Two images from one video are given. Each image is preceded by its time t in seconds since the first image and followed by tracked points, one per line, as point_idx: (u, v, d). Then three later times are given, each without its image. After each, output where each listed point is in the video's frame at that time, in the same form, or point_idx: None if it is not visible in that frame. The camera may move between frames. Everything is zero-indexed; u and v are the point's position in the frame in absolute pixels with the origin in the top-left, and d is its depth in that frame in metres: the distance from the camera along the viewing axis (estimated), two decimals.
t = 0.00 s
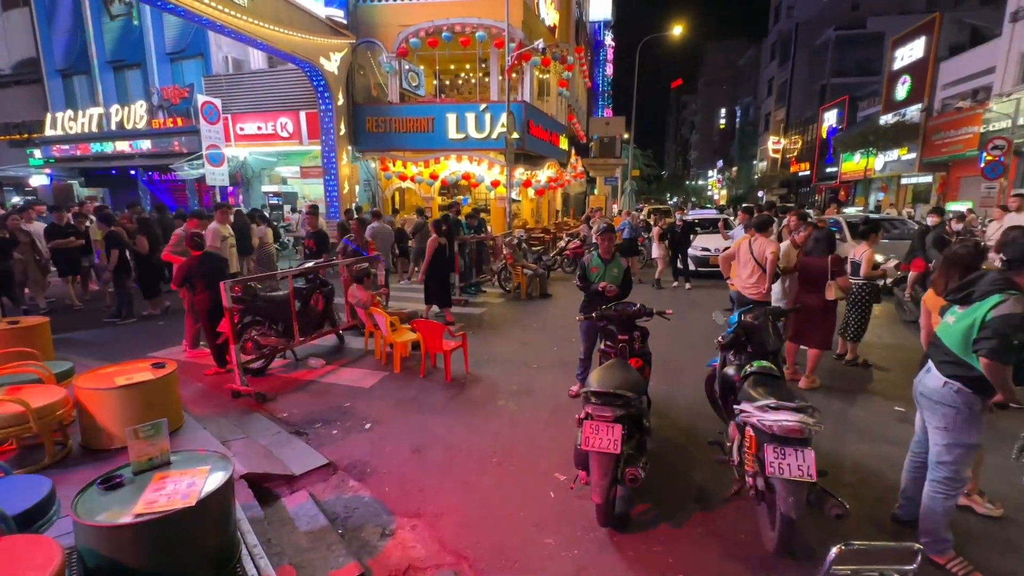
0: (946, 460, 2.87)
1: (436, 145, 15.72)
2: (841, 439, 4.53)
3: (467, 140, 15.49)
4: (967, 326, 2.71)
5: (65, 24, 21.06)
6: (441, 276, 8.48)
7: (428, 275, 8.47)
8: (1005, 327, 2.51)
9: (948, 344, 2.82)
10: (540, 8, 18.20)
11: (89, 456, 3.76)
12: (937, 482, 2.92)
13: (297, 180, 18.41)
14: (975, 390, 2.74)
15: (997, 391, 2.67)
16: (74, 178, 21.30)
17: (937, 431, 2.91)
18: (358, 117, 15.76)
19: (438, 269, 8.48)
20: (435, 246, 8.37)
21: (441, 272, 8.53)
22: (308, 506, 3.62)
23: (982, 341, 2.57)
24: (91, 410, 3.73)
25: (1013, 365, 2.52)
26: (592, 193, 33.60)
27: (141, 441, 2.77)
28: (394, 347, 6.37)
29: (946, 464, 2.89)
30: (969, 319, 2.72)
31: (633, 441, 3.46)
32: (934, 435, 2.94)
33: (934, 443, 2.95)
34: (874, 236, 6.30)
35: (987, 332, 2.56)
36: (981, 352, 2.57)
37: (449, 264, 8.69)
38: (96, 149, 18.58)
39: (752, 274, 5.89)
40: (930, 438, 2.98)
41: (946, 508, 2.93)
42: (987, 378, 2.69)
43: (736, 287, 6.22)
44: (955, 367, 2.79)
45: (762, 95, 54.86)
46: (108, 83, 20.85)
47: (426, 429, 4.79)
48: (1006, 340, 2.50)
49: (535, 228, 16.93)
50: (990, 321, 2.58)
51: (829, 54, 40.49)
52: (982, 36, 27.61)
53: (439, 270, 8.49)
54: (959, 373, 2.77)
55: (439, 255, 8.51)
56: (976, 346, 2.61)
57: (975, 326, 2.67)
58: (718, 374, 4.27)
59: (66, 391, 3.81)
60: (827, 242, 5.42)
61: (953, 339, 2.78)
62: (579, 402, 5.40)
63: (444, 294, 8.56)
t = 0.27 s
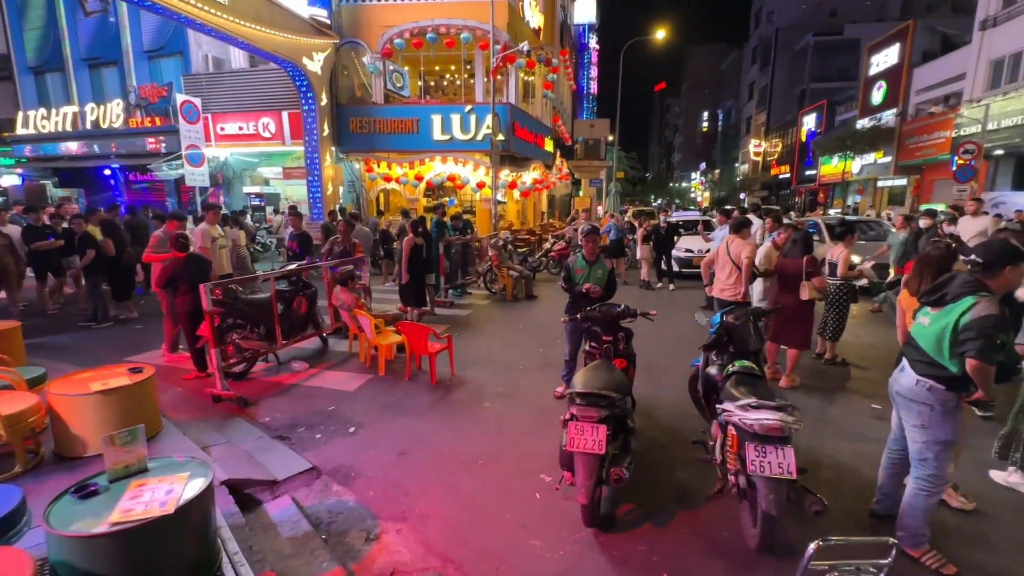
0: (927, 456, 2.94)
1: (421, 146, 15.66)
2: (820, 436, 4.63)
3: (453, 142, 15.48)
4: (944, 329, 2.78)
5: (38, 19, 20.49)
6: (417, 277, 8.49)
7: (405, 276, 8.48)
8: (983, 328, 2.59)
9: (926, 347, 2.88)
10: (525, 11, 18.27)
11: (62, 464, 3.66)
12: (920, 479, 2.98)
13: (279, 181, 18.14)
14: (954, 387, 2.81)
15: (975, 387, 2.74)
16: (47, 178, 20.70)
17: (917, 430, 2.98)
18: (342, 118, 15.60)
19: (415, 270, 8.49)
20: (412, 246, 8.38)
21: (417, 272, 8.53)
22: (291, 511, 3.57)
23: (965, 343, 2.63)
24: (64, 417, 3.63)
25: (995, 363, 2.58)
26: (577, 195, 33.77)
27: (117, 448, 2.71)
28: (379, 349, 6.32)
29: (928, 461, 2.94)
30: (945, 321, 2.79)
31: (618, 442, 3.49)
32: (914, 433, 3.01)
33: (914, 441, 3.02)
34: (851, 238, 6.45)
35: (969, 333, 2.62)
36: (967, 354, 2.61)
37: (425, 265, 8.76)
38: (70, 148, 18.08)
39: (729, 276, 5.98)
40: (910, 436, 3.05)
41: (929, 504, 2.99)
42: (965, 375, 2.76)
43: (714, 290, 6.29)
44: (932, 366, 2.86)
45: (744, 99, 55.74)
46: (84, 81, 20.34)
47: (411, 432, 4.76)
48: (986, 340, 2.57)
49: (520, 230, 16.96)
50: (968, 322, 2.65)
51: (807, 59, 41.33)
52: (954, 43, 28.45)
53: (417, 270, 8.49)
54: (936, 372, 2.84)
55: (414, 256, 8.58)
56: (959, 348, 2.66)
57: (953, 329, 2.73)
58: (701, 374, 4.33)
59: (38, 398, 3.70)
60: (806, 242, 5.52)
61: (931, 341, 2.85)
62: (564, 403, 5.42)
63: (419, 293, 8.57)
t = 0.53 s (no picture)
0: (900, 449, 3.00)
1: (402, 147, 15.54)
2: (796, 434, 4.73)
3: (434, 143, 15.41)
4: (917, 323, 2.88)
5: (3, 13, 19.77)
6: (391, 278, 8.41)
7: (378, 276, 8.37)
8: (956, 317, 2.71)
9: (902, 343, 2.96)
10: (507, 13, 18.31)
11: (27, 474, 3.53)
12: (885, 466, 3.07)
13: (257, 183, 17.92)
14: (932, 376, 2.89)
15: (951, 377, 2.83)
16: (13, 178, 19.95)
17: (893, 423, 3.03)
18: (322, 119, 15.36)
19: (389, 271, 8.42)
20: (385, 246, 8.28)
21: (391, 272, 8.48)
22: (269, 518, 3.51)
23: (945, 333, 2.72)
24: (29, 425, 3.50)
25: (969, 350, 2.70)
26: (559, 197, 33.90)
27: (85, 457, 2.62)
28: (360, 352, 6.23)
29: (901, 452, 3.02)
30: (918, 314, 2.89)
31: (600, 442, 3.52)
32: (889, 425, 3.07)
33: (885, 432, 3.10)
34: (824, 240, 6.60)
35: (947, 323, 2.72)
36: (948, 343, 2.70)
37: (399, 266, 8.68)
38: (38, 147, 17.47)
39: (704, 278, 6.18)
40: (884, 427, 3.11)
41: (895, 490, 3.09)
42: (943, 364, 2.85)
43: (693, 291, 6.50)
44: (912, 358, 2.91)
45: (722, 103, 56.70)
46: (52, 78, 19.68)
47: (392, 436, 4.71)
48: (960, 327, 2.68)
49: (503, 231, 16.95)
50: (942, 312, 2.76)
51: (783, 65, 42.26)
52: (923, 51, 29.40)
53: (391, 272, 8.42)
54: (916, 363, 2.90)
55: (388, 255, 8.53)
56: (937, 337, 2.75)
57: (926, 321, 2.84)
58: (680, 374, 4.38)
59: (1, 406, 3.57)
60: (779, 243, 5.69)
61: (907, 335, 2.93)
62: (546, 404, 5.43)
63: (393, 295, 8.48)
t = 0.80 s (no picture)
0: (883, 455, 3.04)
1: (386, 148, 15.41)
2: (776, 432, 4.80)
3: (418, 144, 15.33)
4: (883, 329, 2.95)
5: None
6: (365, 280, 8.45)
7: (351, 278, 8.40)
8: (918, 322, 2.79)
9: (870, 350, 3.03)
10: (491, 14, 18.31)
11: None
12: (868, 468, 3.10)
13: (237, 183, 17.57)
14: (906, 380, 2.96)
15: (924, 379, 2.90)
16: None
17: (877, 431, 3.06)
18: (304, 119, 15.13)
19: (363, 273, 8.45)
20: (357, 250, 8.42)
21: (365, 274, 8.46)
22: (247, 525, 3.44)
23: (908, 338, 2.80)
24: None
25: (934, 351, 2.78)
26: (544, 198, 33.97)
27: (51, 467, 2.54)
28: (342, 355, 6.16)
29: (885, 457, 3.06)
30: (882, 322, 2.97)
31: (582, 442, 3.54)
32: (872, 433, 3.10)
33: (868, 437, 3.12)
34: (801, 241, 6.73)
35: (909, 328, 2.81)
36: (912, 347, 2.78)
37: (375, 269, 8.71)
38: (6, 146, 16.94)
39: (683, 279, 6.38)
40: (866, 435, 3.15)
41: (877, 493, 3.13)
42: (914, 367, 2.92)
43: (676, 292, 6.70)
44: (881, 365, 2.99)
45: (704, 106, 57.50)
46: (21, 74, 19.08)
47: (375, 439, 4.66)
48: (922, 331, 2.77)
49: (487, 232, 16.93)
50: (904, 317, 2.85)
51: (763, 69, 43.03)
52: (896, 56, 30.27)
53: (365, 274, 8.46)
54: (887, 369, 2.97)
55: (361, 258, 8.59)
56: (901, 343, 2.84)
57: (891, 328, 2.91)
58: (661, 375, 4.42)
59: None
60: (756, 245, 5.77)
61: (874, 342, 3.00)
62: (530, 406, 5.43)
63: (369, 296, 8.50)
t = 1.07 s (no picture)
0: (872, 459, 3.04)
1: (371, 149, 15.33)
2: (758, 429, 4.87)
3: (404, 144, 15.28)
4: (879, 336, 2.93)
5: None
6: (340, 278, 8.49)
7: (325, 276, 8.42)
8: (919, 325, 2.82)
9: (865, 358, 3.00)
10: (476, 16, 18.34)
11: None
12: (861, 473, 3.10)
13: (219, 184, 17.06)
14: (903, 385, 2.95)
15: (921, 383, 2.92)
16: None
17: (870, 436, 3.04)
18: (287, 120, 14.96)
19: (337, 271, 8.45)
20: (331, 248, 8.45)
21: (338, 274, 8.47)
22: (229, 531, 3.38)
23: (911, 342, 2.81)
24: None
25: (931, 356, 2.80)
26: (530, 199, 34.04)
27: (24, 475, 2.50)
28: (326, 357, 6.10)
29: (876, 462, 3.06)
30: (876, 329, 2.95)
31: (568, 442, 3.55)
32: (864, 437, 3.08)
33: (862, 443, 3.09)
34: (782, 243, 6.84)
35: (912, 332, 2.81)
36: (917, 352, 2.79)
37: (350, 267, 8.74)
38: None
39: (666, 280, 6.47)
40: (858, 438, 3.13)
41: (868, 497, 3.14)
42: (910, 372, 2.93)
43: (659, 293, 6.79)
44: (878, 369, 2.97)
45: (688, 108, 58.21)
46: None
47: (360, 442, 4.63)
48: (924, 334, 2.79)
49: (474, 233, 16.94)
50: (904, 322, 2.85)
51: (745, 72, 43.72)
52: (874, 61, 30.99)
53: (340, 273, 8.49)
54: (885, 374, 2.95)
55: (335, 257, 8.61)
56: (906, 351, 2.84)
57: (889, 334, 2.90)
58: (646, 375, 4.45)
59: None
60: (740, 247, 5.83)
61: (870, 349, 2.97)
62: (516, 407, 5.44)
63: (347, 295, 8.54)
